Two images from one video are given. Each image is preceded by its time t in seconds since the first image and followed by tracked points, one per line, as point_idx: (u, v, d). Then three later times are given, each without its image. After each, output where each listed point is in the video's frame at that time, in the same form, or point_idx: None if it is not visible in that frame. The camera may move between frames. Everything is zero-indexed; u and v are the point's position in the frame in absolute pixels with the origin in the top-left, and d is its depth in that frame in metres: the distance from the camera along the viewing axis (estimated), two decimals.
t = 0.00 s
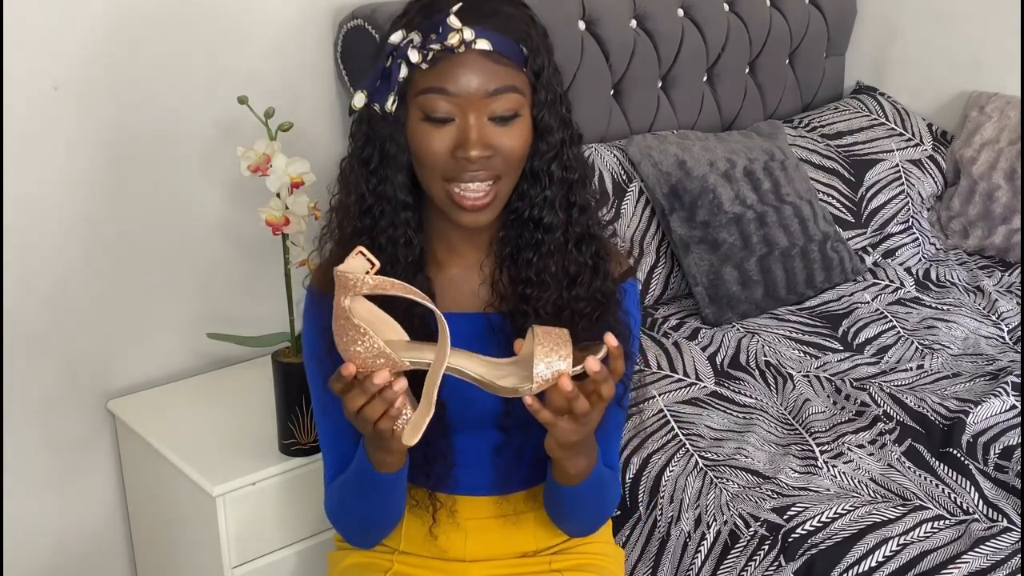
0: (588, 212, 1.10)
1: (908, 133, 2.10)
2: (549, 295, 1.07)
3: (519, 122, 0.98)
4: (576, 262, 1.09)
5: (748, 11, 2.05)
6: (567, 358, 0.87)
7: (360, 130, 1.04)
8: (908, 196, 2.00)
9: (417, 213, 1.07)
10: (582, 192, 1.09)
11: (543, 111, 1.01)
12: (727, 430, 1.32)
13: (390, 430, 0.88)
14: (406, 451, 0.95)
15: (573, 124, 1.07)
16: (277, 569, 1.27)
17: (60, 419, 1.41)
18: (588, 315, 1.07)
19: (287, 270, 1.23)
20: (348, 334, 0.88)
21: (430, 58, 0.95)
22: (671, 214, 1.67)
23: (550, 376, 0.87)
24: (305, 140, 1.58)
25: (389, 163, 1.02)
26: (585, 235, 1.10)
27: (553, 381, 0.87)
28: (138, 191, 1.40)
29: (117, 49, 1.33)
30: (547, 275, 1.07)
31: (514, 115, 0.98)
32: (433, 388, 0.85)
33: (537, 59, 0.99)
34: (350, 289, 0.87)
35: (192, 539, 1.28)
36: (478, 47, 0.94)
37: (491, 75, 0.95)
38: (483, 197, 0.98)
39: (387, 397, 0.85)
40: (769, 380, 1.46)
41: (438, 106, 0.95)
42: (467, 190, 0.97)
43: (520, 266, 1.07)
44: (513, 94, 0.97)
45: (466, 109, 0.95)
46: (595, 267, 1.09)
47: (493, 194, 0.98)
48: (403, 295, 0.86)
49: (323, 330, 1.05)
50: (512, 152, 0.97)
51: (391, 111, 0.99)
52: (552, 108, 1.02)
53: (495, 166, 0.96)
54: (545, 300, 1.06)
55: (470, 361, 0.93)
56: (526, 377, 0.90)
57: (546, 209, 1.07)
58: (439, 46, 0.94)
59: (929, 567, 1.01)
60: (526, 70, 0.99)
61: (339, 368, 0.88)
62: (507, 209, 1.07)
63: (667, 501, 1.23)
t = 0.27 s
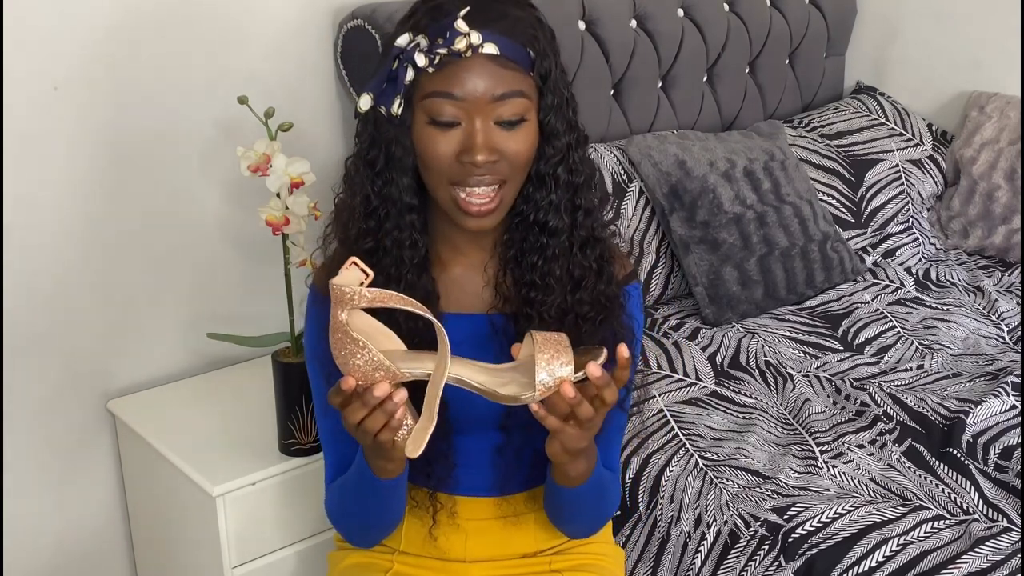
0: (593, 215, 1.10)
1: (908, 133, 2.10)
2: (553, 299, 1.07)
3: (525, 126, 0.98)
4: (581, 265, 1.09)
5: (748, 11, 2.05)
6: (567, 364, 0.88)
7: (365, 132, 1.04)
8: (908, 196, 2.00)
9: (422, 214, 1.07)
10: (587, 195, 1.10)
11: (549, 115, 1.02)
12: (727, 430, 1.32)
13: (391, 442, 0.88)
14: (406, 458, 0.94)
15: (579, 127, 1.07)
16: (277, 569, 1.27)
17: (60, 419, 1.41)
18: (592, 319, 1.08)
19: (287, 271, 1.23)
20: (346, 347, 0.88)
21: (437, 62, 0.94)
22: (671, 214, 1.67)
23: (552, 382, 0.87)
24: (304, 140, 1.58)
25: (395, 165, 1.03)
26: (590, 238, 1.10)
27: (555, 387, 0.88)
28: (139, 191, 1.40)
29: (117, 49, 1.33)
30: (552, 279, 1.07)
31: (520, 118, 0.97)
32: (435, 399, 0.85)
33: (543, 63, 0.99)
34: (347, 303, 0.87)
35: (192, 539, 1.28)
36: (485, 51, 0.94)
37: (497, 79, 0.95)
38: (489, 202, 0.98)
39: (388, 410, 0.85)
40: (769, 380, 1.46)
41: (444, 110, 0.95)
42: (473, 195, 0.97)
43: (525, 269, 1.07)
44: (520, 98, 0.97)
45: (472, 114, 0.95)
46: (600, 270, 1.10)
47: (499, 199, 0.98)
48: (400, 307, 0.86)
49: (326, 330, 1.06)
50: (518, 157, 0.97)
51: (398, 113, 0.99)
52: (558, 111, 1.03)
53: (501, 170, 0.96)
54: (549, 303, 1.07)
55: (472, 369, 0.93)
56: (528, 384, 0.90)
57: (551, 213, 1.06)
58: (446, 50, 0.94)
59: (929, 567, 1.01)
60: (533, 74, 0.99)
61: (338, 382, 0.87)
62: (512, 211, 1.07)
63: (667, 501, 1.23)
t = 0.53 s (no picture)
0: (598, 217, 1.10)
1: (908, 133, 2.10)
2: (558, 301, 1.07)
3: (533, 129, 0.98)
4: (585, 267, 1.09)
5: (748, 11, 2.05)
6: (575, 366, 0.88)
7: (371, 133, 1.04)
8: (908, 196, 2.00)
9: (427, 214, 1.07)
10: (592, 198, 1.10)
11: (557, 118, 1.02)
12: (727, 430, 1.32)
13: (396, 433, 0.88)
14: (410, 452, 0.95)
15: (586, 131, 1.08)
16: (277, 569, 1.27)
17: (60, 419, 1.41)
18: (595, 322, 1.08)
19: (287, 270, 1.23)
20: (356, 336, 0.88)
21: (445, 64, 0.95)
22: (671, 214, 1.67)
23: (557, 383, 0.87)
24: (304, 140, 1.58)
25: (401, 167, 1.02)
26: (594, 241, 1.10)
27: (560, 389, 0.88)
28: (139, 191, 1.40)
29: (117, 49, 1.33)
30: (557, 281, 1.07)
31: (528, 121, 0.98)
32: (441, 391, 0.85)
33: (552, 66, 1.00)
34: (360, 291, 0.88)
35: (191, 539, 1.28)
36: (494, 54, 0.94)
37: (505, 82, 0.95)
38: (495, 205, 0.98)
39: (395, 400, 0.84)
40: (769, 380, 1.46)
41: (452, 113, 0.95)
42: (480, 197, 0.97)
43: (529, 270, 1.07)
44: (528, 101, 0.97)
45: (480, 116, 0.95)
46: (603, 272, 1.10)
47: (506, 202, 0.98)
48: (413, 298, 0.87)
49: (329, 328, 1.06)
50: (524, 160, 0.97)
51: (406, 114, 0.98)
52: (566, 115, 1.03)
53: (509, 174, 0.96)
54: (553, 306, 1.06)
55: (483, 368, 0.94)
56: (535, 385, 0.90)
57: (557, 215, 1.07)
58: (455, 52, 0.94)
59: (928, 567, 1.01)
60: (542, 77, 0.99)
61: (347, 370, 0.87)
62: (517, 213, 1.08)
63: (667, 501, 1.23)
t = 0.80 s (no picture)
0: (598, 218, 1.10)
1: (908, 133, 2.10)
2: (559, 301, 1.07)
3: (535, 130, 0.98)
4: (586, 268, 1.09)
5: (748, 11, 2.05)
6: (578, 365, 0.88)
7: (373, 133, 1.03)
8: (908, 196, 2.00)
9: (428, 214, 1.07)
10: (594, 199, 1.10)
11: (559, 119, 1.03)
12: (727, 430, 1.32)
13: (401, 434, 0.88)
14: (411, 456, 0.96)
15: (587, 131, 1.08)
16: (276, 569, 1.27)
17: (60, 419, 1.41)
18: (596, 322, 1.08)
19: (287, 270, 1.23)
20: (359, 336, 0.88)
21: (449, 65, 0.94)
22: (671, 214, 1.67)
23: (561, 383, 0.87)
24: (304, 140, 1.58)
25: (404, 167, 1.02)
26: (595, 242, 1.10)
27: (564, 389, 0.88)
28: (139, 191, 1.40)
29: (117, 49, 1.33)
30: (559, 282, 1.07)
31: (529, 122, 0.98)
32: (445, 391, 0.85)
33: (554, 66, 1.00)
34: (364, 292, 0.88)
35: (191, 539, 1.28)
36: (496, 56, 0.94)
37: (509, 84, 0.95)
38: (494, 206, 0.97)
39: (399, 400, 0.84)
40: (769, 380, 1.46)
41: (455, 113, 0.95)
42: (479, 196, 0.96)
43: (531, 271, 1.07)
44: (530, 101, 0.97)
45: (483, 116, 0.94)
46: (604, 272, 1.10)
47: (507, 203, 0.98)
48: (416, 299, 0.87)
49: (331, 328, 1.06)
50: (525, 163, 0.97)
51: (408, 115, 0.98)
52: (568, 115, 1.03)
53: (511, 175, 0.96)
54: (555, 307, 1.06)
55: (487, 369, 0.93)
56: (537, 384, 0.90)
57: (559, 216, 1.07)
58: (458, 53, 0.94)
59: (928, 567, 1.01)
60: (544, 78, 0.99)
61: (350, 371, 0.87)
62: (519, 214, 1.08)
63: (667, 501, 1.23)
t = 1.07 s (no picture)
0: (599, 219, 1.10)
1: (908, 133, 2.10)
2: (561, 302, 1.07)
3: (530, 124, 0.98)
4: (587, 269, 1.09)
5: (748, 11, 2.05)
6: (575, 366, 0.87)
7: (372, 128, 1.04)
8: (908, 196, 2.00)
9: (427, 212, 1.07)
10: (593, 199, 1.10)
11: (556, 117, 1.02)
12: (727, 430, 1.32)
13: (396, 426, 0.88)
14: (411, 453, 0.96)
15: (586, 131, 1.08)
16: (276, 569, 1.27)
17: (60, 419, 1.41)
18: (597, 323, 1.08)
19: (287, 270, 1.23)
20: (361, 326, 0.88)
21: (444, 57, 0.94)
22: (671, 214, 1.67)
23: (559, 382, 0.87)
24: (304, 140, 1.58)
25: (401, 161, 1.02)
26: (596, 242, 1.10)
27: (560, 388, 0.87)
28: (139, 191, 1.40)
29: (117, 49, 1.33)
30: (559, 282, 1.07)
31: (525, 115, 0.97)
32: (441, 385, 0.85)
33: (552, 64, 1.00)
34: (368, 280, 0.88)
35: (191, 538, 1.28)
36: (493, 49, 0.94)
37: (505, 78, 0.95)
38: (489, 200, 0.97)
39: (396, 391, 0.84)
40: (769, 380, 1.46)
41: (450, 106, 0.95)
42: (474, 190, 0.96)
43: (531, 271, 1.07)
44: (526, 95, 0.96)
45: (478, 110, 0.94)
46: (606, 274, 1.10)
47: (503, 198, 0.98)
48: (418, 290, 0.87)
49: (330, 326, 1.06)
50: (521, 158, 0.97)
51: (404, 108, 0.99)
52: (564, 113, 1.03)
53: (506, 169, 0.96)
54: (556, 308, 1.06)
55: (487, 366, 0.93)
56: (535, 382, 0.90)
57: (558, 215, 1.07)
58: (453, 45, 0.94)
59: (928, 567, 1.01)
60: (541, 75, 0.99)
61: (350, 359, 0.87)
62: (517, 212, 1.08)
63: (667, 501, 1.23)
